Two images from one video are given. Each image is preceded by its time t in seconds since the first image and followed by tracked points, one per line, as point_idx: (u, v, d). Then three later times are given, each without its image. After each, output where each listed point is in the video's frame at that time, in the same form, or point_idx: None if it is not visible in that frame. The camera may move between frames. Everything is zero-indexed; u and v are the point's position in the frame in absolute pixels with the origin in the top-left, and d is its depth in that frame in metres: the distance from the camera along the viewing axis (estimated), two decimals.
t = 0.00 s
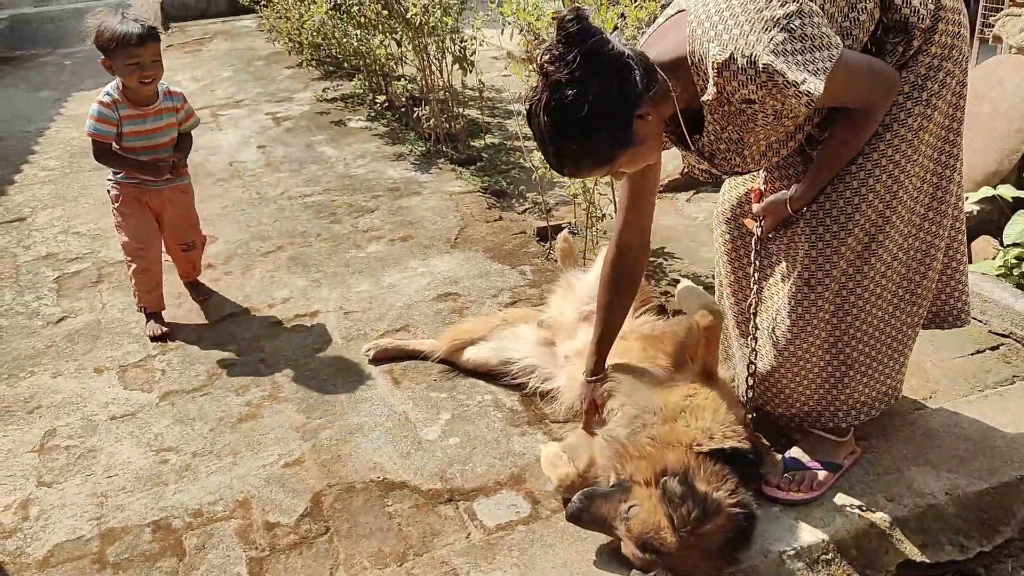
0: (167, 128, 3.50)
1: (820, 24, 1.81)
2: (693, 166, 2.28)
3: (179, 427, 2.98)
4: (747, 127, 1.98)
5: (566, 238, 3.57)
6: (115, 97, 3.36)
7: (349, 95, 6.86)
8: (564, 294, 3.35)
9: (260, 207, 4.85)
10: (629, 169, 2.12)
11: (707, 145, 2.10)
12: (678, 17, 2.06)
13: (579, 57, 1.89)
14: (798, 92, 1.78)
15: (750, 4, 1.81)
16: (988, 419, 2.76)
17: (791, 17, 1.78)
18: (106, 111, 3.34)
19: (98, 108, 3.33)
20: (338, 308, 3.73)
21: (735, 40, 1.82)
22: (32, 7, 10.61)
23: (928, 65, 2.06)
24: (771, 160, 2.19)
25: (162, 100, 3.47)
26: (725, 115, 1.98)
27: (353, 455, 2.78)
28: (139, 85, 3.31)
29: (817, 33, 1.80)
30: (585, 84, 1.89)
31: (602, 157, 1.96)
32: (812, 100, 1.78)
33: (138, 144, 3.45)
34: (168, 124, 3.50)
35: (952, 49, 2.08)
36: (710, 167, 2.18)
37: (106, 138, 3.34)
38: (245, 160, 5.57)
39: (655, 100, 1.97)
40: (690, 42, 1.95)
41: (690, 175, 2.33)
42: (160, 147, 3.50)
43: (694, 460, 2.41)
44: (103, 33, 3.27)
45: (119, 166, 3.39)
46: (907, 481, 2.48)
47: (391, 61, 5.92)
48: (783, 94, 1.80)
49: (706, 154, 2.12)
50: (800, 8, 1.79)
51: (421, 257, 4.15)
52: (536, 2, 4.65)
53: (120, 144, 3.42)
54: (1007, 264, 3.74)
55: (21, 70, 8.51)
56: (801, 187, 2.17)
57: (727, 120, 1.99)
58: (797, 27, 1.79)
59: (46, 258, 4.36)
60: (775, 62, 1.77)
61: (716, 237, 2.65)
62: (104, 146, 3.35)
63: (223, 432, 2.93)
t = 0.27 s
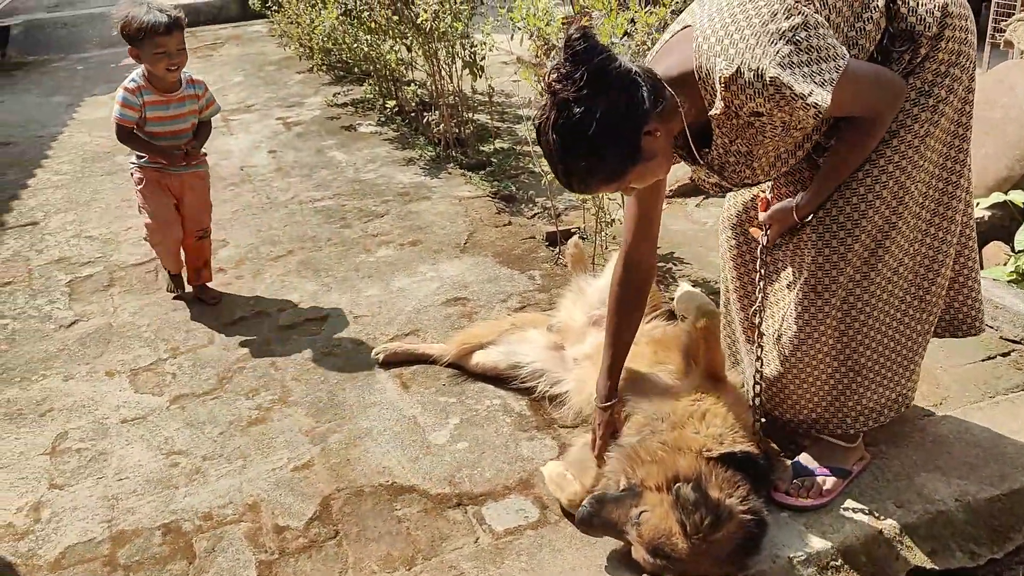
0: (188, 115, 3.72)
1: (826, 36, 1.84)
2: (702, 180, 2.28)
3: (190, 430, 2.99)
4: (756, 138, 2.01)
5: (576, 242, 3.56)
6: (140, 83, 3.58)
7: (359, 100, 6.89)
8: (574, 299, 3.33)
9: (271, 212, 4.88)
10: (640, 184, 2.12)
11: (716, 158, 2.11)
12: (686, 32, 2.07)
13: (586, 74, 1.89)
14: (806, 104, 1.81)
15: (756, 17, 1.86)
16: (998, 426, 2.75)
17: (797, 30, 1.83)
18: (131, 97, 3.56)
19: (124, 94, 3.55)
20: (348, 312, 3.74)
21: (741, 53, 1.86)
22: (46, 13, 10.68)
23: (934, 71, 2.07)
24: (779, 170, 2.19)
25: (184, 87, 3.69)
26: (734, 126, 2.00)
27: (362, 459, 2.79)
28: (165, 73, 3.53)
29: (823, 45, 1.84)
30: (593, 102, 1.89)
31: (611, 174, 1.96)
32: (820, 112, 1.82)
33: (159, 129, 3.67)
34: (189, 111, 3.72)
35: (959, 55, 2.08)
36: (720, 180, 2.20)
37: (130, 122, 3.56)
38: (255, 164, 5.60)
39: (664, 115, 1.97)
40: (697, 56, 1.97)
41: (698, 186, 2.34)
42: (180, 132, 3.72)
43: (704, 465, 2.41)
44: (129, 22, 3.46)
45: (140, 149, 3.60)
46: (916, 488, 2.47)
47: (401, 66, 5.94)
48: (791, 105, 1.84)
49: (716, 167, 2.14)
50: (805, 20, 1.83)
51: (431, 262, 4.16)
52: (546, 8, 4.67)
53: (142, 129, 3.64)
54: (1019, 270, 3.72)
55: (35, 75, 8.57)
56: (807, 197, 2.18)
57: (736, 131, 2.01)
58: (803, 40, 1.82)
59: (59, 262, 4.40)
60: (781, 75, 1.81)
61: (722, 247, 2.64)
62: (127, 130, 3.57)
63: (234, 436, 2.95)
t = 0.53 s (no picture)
0: (219, 121, 3.81)
1: (851, 60, 1.85)
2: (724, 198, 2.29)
3: (216, 439, 3.03)
4: (781, 160, 2.02)
5: (600, 254, 3.53)
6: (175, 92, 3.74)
7: (384, 112, 6.94)
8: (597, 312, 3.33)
9: (297, 223, 4.93)
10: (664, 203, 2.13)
11: (739, 177, 2.13)
12: (710, 53, 2.10)
13: (612, 97, 1.88)
14: (830, 128, 1.81)
15: (781, 41, 1.88)
16: None
17: (823, 54, 1.84)
18: (165, 103, 3.74)
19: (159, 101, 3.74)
20: (372, 323, 3.77)
21: (766, 78, 1.88)
22: (79, 25, 10.87)
23: (960, 90, 2.08)
24: (801, 188, 2.20)
25: (214, 95, 3.77)
26: (759, 149, 2.01)
27: (387, 469, 2.81)
28: (198, 83, 3.63)
29: (849, 69, 1.84)
30: (619, 125, 1.88)
31: (636, 195, 1.97)
32: (846, 136, 1.82)
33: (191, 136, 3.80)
34: (219, 117, 3.80)
35: (987, 74, 2.09)
36: (743, 199, 2.21)
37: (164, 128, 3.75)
38: (282, 175, 5.67)
39: (689, 136, 1.99)
40: (720, 80, 1.98)
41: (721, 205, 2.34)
42: (212, 140, 3.83)
43: (730, 481, 2.40)
44: (167, 32, 3.57)
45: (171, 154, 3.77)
46: (944, 506, 2.45)
47: (426, 78, 5.98)
48: (818, 129, 1.84)
49: (739, 186, 2.16)
50: (830, 44, 1.84)
51: (455, 273, 4.18)
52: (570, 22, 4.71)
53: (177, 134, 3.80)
54: None
55: (66, 86, 8.72)
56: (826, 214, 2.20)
57: (760, 153, 2.03)
58: (829, 64, 1.83)
59: (89, 271, 4.47)
60: (807, 99, 1.82)
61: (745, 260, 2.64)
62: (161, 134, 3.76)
63: (260, 444, 2.98)
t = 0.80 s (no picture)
0: (269, 120, 4.14)
1: (888, 104, 1.84)
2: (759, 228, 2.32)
3: (253, 456, 3.05)
4: (814, 196, 2.04)
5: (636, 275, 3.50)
6: (229, 93, 4.09)
7: (420, 132, 7.00)
8: (634, 335, 3.31)
9: (334, 242, 4.97)
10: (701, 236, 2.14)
11: (773, 209, 2.16)
12: (748, 85, 2.12)
13: (651, 128, 1.92)
14: (858, 174, 1.82)
15: (816, 81, 1.88)
16: None
17: (857, 97, 1.83)
18: (220, 103, 4.08)
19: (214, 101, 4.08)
20: (407, 342, 3.78)
21: (801, 118, 1.88)
22: (124, 46, 11.13)
23: (1004, 116, 2.07)
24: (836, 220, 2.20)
25: (266, 96, 4.12)
26: (792, 185, 2.03)
27: (421, 490, 2.81)
28: (250, 83, 4.00)
29: (885, 112, 1.84)
30: (659, 156, 1.91)
31: (675, 227, 1.99)
32: (873, 183, 1.82)
33: (243, 133, 4.13)
34: (269, 116, 4.14)
35: None
36: (777, 230, 2.24)
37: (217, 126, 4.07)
38: (319, 195, 5.73)
39: (725, 169, 2.02)
40: (758, 113, 2.01)
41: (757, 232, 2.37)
42: (261, 137, 4.15)
43: (765, 508, 2.39)
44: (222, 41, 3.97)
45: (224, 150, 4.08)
46: (990, 540, 2.39)
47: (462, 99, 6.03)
48: (847, 172, 1.84)
49: (773, 218, 2.19)
50: (867, 87, 1.83)
51: (490, 293, 4.19)
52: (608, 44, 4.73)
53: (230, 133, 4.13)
54: None
55: (111, 105, 8.92)
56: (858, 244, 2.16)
57: (793, 190, 2.05)
58: (863, 107, 1.83)
59: (131, 287, 4.55)
60: (838, 142, 1.82)
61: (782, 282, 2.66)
62: (215, 132, 4.08)
63: (295, 462, 3.00)
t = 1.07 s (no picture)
0: (323, 135, 4.39)
1: (935, 163, 1.86)
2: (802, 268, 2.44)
3: (288, 480, 3.07)
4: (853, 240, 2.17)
5: (673, 304, 3.48)
6: (289, 109, 4.38)
7: (455, 157, 7.06)
8: (669, 364, 3.28)
9: (370, 266, 5.02)
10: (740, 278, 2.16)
11: (816, 250, 2.28)
12: (795, 126, 2.19)
13: (700, 167, 1.96)
14: (896, 235, 1.87)
15: (863, 134, 1.91)
16: None
17: (903, 155, 1.85)
18: (279, 117, 4.36)
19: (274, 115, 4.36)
20: (442, 367, 3.79)
21: (844, 171, 1.92)
22: (167, 70, 11.38)
23: None
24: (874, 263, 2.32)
25: (322, 113, 4.39)
26: (834, 231, 2.14)
27: (455, 517, 2.81)
28: (307, 99, 4.28)
29: (929, 171, 1.85)
30: (706, 194, 1.95)
31: (719, 265, 2.01)
32: (908, 244, 1.87)
33: (298, 146, 4.38)
34: (324, 132, 4.39)
35: None
36: (817, 269, 2.38)
37: (275, 138, 4.35)
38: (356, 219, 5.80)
39: (768, 212, 2.06)
40: (802, 159, 2.06)
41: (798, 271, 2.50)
42: (315, 151, 4.39)
43: (800, 541, 2.30)
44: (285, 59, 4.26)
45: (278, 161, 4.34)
46: None
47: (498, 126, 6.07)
48: (882, 232, 1.89)
49: (814, 259, 2.33)
50: (913, 146, 1.85)
51: (524, 319, 4.20)
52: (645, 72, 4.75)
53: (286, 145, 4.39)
54: None
55: (155, 129, 9.11)
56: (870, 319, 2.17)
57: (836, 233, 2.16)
58: (909, 165, 1.84)
59: (171, 308, 4.62)
60: (879, 202, 1.86)
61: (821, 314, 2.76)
62: (272, 144, 4.36)
63: (330, 487, 3.01)
